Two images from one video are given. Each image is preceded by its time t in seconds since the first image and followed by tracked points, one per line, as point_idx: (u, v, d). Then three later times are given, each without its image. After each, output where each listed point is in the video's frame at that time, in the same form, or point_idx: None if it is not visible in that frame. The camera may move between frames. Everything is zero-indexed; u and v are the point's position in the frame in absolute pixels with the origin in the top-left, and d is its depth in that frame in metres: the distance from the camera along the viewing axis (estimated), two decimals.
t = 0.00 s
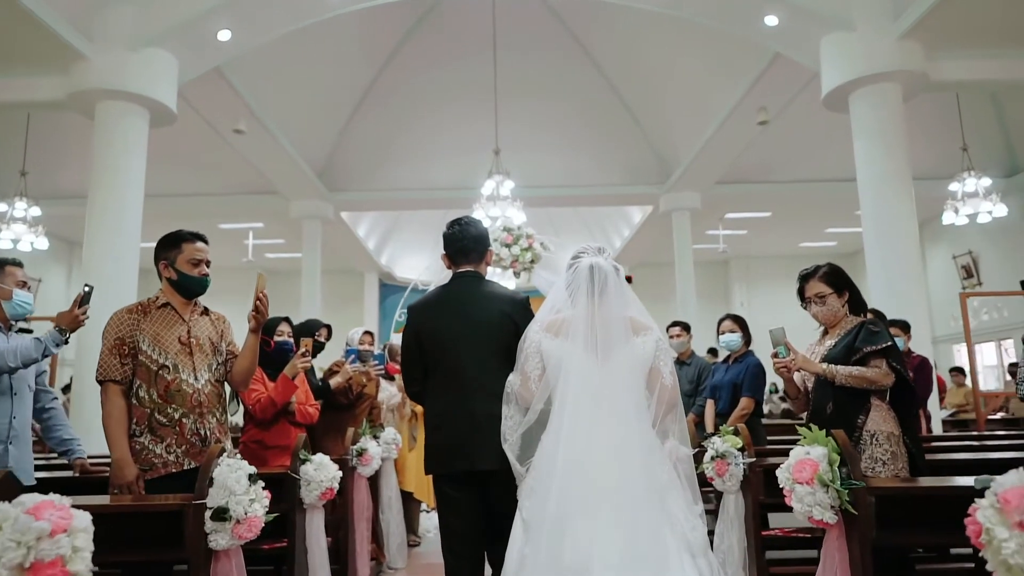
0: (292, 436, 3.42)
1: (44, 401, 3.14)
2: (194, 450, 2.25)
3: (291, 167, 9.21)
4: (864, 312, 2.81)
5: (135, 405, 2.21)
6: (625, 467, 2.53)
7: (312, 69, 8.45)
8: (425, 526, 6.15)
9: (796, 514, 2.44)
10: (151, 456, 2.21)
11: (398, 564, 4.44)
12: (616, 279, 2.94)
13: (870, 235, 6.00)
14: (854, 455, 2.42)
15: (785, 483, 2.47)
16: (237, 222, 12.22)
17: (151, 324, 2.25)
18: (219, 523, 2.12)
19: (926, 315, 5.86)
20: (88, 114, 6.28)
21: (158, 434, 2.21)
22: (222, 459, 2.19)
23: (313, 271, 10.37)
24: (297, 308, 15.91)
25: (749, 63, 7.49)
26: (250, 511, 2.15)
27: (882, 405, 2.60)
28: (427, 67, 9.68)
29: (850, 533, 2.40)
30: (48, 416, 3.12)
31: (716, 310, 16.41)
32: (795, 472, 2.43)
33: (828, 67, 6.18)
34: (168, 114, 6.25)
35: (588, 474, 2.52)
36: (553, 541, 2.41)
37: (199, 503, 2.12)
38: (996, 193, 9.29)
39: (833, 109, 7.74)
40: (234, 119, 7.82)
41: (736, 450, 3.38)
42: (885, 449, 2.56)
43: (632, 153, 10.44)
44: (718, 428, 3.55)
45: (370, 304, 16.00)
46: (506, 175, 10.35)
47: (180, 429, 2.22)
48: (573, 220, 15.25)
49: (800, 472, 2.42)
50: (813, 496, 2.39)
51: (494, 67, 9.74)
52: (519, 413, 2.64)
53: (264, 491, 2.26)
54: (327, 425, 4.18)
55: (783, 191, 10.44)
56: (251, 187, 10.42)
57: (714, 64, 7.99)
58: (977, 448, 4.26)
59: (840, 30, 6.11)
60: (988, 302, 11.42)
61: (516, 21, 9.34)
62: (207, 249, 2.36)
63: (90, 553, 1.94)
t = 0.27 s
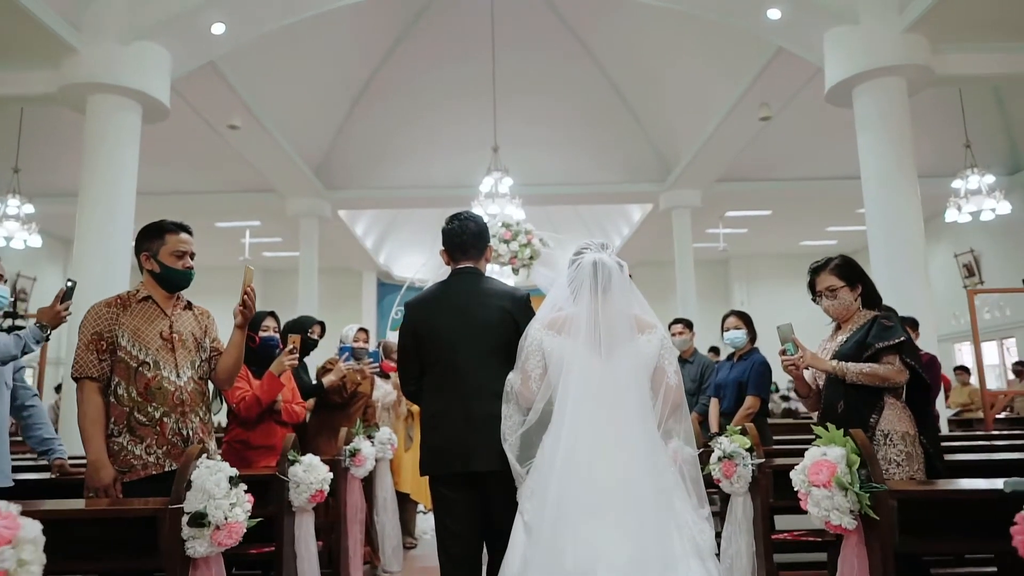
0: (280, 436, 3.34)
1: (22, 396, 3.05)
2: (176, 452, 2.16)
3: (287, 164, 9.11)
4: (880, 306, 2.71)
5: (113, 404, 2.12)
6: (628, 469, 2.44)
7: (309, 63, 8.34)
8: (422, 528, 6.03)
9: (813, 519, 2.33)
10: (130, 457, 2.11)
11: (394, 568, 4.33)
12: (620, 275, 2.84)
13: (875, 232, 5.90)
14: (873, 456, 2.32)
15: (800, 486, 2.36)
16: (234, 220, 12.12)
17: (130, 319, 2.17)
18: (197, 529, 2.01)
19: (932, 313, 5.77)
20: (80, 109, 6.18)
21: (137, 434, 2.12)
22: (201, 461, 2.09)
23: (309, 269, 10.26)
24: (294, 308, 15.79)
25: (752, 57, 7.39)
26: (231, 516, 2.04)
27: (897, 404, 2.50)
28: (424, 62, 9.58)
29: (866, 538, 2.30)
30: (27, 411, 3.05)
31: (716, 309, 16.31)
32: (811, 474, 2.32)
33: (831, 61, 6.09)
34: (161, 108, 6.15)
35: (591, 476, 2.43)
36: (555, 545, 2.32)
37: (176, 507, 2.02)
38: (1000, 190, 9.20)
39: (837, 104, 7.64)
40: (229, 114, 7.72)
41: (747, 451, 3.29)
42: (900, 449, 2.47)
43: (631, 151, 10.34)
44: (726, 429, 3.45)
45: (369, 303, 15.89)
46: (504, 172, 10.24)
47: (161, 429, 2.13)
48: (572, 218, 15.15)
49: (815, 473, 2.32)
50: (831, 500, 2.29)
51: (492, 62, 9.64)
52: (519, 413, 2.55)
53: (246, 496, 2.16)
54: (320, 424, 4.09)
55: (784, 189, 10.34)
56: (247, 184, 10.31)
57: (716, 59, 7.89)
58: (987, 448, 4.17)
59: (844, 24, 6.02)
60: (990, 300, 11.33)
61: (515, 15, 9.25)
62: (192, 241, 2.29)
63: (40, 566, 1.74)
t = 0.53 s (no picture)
0: (264, 438, 3.30)
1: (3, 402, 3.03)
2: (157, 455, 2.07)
3: (285, 163, 9.00)
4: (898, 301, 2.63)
5: (90, 405, 2.03)
6: (635, 474, 2.36)
7: (306, 61, 8.24)
8: (420, 532, 5.92)
9: (833, 530, 2.17)
10: (108, 462, 2.03)
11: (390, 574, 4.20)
12: (626, 276, 2.76)
13: (880, 228, 5.80)
14: (898, 461, 2.17)
15: (819, 492, 2.21)
16: (231, 220, 12.01)
17: (110, 315, 2.09)
18: (173, 540, 1.91)
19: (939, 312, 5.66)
20: (72, 105, 6.07)
21: (115, 437, 2.04)
22: (179, 467, 2.00)
23: (308, 269, 10.16)
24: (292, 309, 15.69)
25: (754, 54, 7.29)
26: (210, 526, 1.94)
27: (913, 405, 2.42)
28: (423, 59, 9.49)
29: (892, 550, 2.14)
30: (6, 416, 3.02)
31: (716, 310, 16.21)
32: (831, 479, 2.17)
33: (834, 56, 6.00)
34: (154, 104, 6.04)
35: (596, 481, 2.34)
36: (560, 552, 2.22)
37: (150, 516, 1.92)
38: (1004, 188, 9.10)
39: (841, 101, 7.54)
40: (225, 112, 7.61)
41: (757, 453, 3.19)
42: (917, 452, 2.37)
43: (631, 150, 10.23)
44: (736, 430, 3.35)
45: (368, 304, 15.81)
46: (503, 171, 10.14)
47: (142, 431, 2.04)
48: (572, 218, 15.06)
49: (836, 479, 2.16)
50: (852, 508, 2.13)
51: (492, 59, 9.53)
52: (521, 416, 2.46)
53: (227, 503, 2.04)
54: (314, 425, 4.02)
55: (786, 188, 10.24)
56: (244, 183, 10.20)
57: (717, 55, 7.81)
58: (998, 450, 4.07)
59: (850, 18, 5.92)
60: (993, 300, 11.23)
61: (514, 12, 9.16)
62: (176, 234, 2.21)
63: None
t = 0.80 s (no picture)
0: (248, 441, 3.21)
1: None
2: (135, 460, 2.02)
3: (281, 161, 8.89)
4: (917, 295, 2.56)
5: (64, 406, 1.97)
6: (646, 478, 2.29)
7: (303, 58, 8.14)
8: (417, 535, 5.83)
9: (857, 541, 2.04)
10: (83, 467, 1.96)
11: None
12: (634, 275, 2.67)
13: (887, 226, 5.70)
14: (925, 466, 2.05)
15: (841, 501, 2.08)
16: (229, 219, 11.90)
17: (86, 311, 2.03)
18: (144, 552, 1.83)
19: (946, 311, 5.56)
20: (63, 100, 5.97)
21: (91, 440, 1.97)
22: (152, 473, 1.91)
23: (305, 268, 10.06)
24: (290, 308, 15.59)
25: (756, 50, 7.19)
26: (184, 539, 1.86)
27: (934, 407, 2.33)
28: (422, 56, 9.39)
29: (919, 560, 2.02)
30: None
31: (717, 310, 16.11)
32: (853, 487, 2.04)
33: (839, 51, 5.90)
34: (147, 99, 5.94)
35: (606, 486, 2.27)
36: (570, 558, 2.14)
37: (120, 526, 1.83)
38: (1009, 186, 8.99)
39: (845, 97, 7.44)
40: (220, 108, 7.51)
41: (767, 457, 3.10)
42: (938, 458, 2.28)
43: (632, 148, 10.13)
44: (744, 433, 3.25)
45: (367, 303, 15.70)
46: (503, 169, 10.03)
47: (120, 435, 1.99)
48: (573, 218, 14.95)
49: (859, 485, 2.04)
50: (878, 518, 2.00)
51: (491, 56, 9.43)
52: (527, 419, 2.37)
53: (205, 512, 1.96)
54: (306, 426, 3.97)
55: (789, 186, 10.15)
56: (241, 182, 10.10)
57: (719, 51, 7.71)
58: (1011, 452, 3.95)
59: (855, 12, 5.82)
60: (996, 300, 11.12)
61: (514, 8, 9.06)
62: (156, 227, 2.15)
63: None
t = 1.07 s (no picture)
0: (230, 445, 3.16)
1: None
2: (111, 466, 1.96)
3: (278, 160, 8.79)
4: (939, 289, 2.48)
5: (35, 409, 1.91)
6: (654, 479, 2.22)
7: (299, 56, 8.04)
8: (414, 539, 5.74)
9: (879, 555, 1.95)
10: (54, 474, 1.90)
11: None
12: (639, 272, 2.59)
13: (892, 226, 5.60)
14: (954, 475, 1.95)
15: (862, 511, 2.00)
16: (225, 219, 11.80)
17: (58, 308, 1.97)
18: (109, 567, 1.76)
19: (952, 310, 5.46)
20: (55, 96, 5.87)
21: (63, 446, 1.91)
22: (120, 482, 1.84)
23: (302, 268, 9.95)
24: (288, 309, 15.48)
25: (758, 46, 7.09)
26: (156, 553, 1.80)
27: (953, 413, 2.24)
28: (420, 53, 9.29)
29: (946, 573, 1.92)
30: None
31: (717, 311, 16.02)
32: (876, 496, 1.96)
33: (842, 46, 5.82)
34: (140, 96, 5.84)
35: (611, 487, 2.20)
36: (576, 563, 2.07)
37: (83, 540, 1.75)
38: (1013, 185, 8.90)
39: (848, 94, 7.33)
40: (214, 105, 7.40)
41: (778, 462, 3.01)
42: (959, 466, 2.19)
43: (631, 147, 10.03)
44: (753, 436, 3.17)
45: (365, 304, 15.59)
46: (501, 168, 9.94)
47: (95, 440, 1.93)
48: (572, 218, 14.85)
49: (882, 495, 1.95)
50: (902, 530, 1.91)
51: (490, 53, 9.34)
52: (530, 419, 2.31)
53: (179, 523, 1.91)
54: (297, 429, 3.88)
55: (790, 186, 10.06)
56: (238, 181, 10.00)
57: (720, 47, 7.62)
58: None
59: (858, 7, 5.73)
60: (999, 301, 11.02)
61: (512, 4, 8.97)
62: (134, 220, 2.10)
63: None
